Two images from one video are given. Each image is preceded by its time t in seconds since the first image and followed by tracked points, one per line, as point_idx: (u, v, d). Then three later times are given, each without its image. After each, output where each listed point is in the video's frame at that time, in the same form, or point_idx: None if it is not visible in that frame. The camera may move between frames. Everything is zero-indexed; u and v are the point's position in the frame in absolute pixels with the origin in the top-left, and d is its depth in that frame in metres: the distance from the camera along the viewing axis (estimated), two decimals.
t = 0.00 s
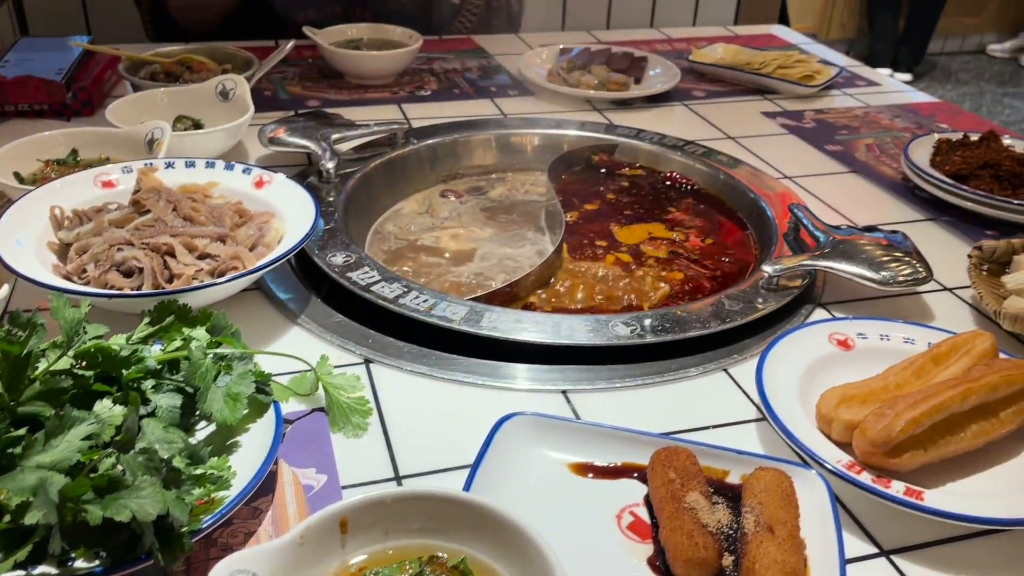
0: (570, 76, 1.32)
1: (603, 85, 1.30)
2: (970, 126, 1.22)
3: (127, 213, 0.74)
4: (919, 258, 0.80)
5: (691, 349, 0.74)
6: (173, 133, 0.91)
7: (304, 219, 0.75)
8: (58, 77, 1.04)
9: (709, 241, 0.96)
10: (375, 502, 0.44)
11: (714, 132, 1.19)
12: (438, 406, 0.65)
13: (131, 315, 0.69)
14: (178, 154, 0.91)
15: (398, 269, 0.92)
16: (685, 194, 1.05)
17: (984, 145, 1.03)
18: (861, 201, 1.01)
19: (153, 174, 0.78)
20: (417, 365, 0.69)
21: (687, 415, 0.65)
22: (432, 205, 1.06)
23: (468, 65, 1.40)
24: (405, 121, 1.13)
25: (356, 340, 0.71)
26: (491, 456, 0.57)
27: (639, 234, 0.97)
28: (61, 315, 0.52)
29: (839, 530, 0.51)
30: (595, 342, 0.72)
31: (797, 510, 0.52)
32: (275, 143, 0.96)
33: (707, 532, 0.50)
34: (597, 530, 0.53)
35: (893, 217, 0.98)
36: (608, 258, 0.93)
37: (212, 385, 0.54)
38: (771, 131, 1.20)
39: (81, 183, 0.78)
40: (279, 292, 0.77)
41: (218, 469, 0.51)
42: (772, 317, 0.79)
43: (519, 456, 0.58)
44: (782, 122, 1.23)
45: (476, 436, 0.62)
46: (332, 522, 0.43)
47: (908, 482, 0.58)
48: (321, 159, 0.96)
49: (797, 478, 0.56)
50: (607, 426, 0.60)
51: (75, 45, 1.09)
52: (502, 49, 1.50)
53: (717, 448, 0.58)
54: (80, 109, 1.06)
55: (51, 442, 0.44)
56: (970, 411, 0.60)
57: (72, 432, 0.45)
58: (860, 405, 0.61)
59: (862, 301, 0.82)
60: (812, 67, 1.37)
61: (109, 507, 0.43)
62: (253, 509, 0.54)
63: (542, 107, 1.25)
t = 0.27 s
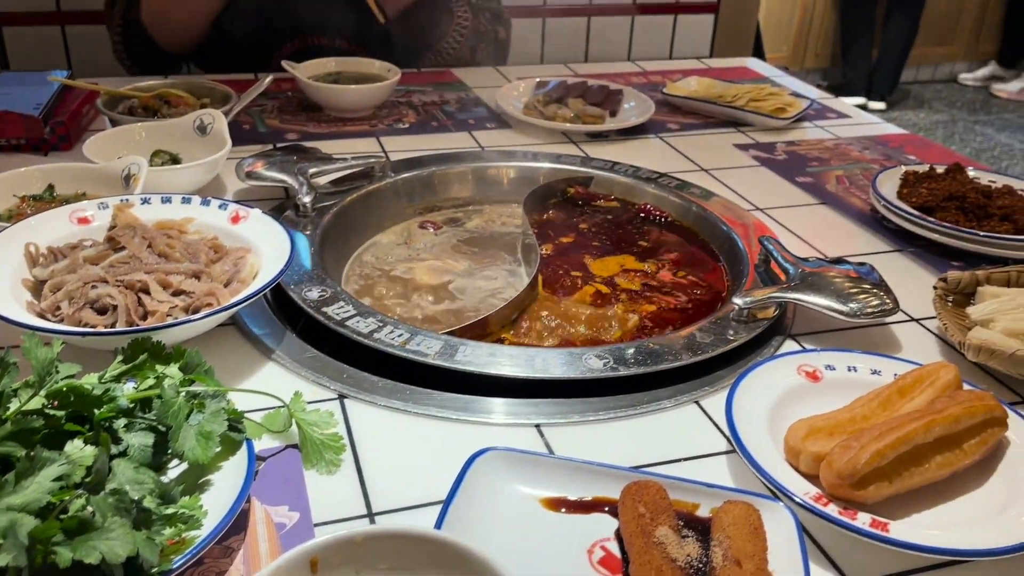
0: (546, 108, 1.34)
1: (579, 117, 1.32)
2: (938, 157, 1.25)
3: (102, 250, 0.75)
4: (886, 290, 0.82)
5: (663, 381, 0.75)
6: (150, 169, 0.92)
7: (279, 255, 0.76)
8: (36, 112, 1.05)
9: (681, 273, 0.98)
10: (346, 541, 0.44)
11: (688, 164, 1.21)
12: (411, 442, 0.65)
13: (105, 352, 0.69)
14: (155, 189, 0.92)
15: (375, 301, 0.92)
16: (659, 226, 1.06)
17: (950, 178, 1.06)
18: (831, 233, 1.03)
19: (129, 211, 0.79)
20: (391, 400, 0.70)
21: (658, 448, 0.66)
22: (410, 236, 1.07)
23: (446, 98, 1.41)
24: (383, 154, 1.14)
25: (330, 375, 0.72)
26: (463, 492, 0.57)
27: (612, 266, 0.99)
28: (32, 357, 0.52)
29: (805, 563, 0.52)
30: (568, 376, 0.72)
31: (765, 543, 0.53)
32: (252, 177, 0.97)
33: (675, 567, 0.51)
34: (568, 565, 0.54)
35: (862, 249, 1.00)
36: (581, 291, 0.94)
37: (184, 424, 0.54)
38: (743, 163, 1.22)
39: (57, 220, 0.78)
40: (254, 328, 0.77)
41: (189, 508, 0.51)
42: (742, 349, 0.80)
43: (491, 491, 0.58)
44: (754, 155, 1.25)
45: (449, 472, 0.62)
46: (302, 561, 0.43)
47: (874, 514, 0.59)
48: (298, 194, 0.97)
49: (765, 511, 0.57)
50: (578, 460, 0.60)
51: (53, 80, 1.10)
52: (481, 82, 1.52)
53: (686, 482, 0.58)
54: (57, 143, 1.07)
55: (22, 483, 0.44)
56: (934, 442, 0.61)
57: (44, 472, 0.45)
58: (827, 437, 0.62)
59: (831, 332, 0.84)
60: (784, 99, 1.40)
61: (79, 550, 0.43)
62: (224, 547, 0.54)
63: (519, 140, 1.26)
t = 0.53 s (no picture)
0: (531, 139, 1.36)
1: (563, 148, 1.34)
2: (915, 188, 1.28)
3: (86, 282, 0.75)
4: (863, 320, 0.83)
5: (644, 411, 0.76)
6: (135, 201, 0.92)
7: (263, 286, 0.76)
8: (23, 144, 1.05)
9: (663, 302, 0.99)
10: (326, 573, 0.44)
11: (670, 195, 1.22)
12: (393, 473, 0.65)
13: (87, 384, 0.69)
14: (141, 221, 0.93)
15: (359, 331, 0.93)
16: (641, 256, 1.08)
17: (926, 210, 1.08)
18: (810, 263, 1.05)
19: (114, 242, 0.79)
20: (374, 430, 0.70)
21: (638, 478, 0.67)
22: (395, 266, 1.07)
23: (432, 129, 1.43)
24: (368, 185, 1.15)
25: (313, 406, 0.72)
26: (444, 523, 0.57)
27: (595, 296, 1.00)
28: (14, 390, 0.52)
29: None
30: (549, 406, 0.73)
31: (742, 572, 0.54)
32: (238, 208, 0.98)
33: None
34: None
35: (840, 279, 1.01)
36: (564, 321, 0.95)
37: (165, 456, 0.54)
38: (724, 194, 1.24)
39: (42, 252, 0.79)
40: (238, 359, 0.78)
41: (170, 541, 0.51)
42: (723, 378, 0.81)
43: (472, 522, 0.58)
44: (735, 186, 1.27)
45: (430, 503, 0.63)
46: None
47: (850, 543, 0.59)
48: (283, 225, 0.97)
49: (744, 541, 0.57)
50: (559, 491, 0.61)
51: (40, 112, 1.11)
52: (467, 114, 1.54)
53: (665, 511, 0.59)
54: (44, 175, 1.07)
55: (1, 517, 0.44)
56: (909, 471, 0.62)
57: (23, 505, 0.45)
58: (804, 467, 0.62)
59: (810, 362, 0.85)
60: (764, 131, 1.42)
61: None
62: None
63: (503, 171, 1.28)
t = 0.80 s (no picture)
0: (525, 173, 1.38)
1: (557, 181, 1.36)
2: (903, 222, 1.30)
3: (84, 315, 0.76)
4: (851, 354, 0.84)
5: (635, 444, 0.76)
6: (134, 235, 0.94)
7: (259, 320, 0.77)
8: (22, 177, 1.07)
9: (654, 334, 1.00)
10: None
11: (662, 229, 1.24)
12: (387, 505, 0.66)
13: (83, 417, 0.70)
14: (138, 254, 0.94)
15: (354, 363, 0.94)
16: (634, 289, 1.09)
17: (913, 244, 1.10)
18: (799, 297, 1.06)
19: (112, 275, 0.80)
20: (368, 463, 0.71)
21: (630, 511, 0.67)
22: (391, 298, 1.08)
23: (427, 162, 1.45)
24: (364, 218, 1.17)
25: (307, 439, 0.73)
26: (437, 555, 0.57)
27: (587, 328, 1.01)
28: (12, 422, 0.53)
29: None
30: (542, 439, 0.74)
31: None
32: (234, 241, 0.99)
33: None
34: None
35: (829, 312, 1.03)
36: (557, 353, 0.96)
37: (161, 488, 0.55)
38: (715, 228, 1.26)
39: (40, 285, 0.80)
40: (234, 392, 0.78)
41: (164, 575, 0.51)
42: (713, 412, 0.82)
43: (465, 555, 0.59)
44: (726, 220, 1.29)
45: (423, 535, 0.63)
46: None
47: None
48: (279, 258, 0.99)
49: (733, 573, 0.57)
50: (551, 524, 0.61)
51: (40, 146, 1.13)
52: (462, 147, 1.56)
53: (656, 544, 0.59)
54: (43, 207, 1.09)
55: None
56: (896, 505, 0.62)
57: (21, 538, 0.45)
58: (792, 500, 0.63)
59: (799, 395, 0.86)
60: (754, 166, 1.45)
61: None
62: None
63: (498, 204, 1.30)
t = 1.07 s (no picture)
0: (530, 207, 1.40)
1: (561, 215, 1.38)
2: (905, 257, 1.31)
3: (96, 346, 0.77)
4: (855, 389, 0.85)
5: (640, 478, 0.77)
6: (145, 266, 0.95)
7: (268, 352, 0.79)
8: (36, 209, 1.09)
9: (658, 368, 1.01)
10: None
11: (666, 263, 1.26)
12: (393, 539, 0.66)
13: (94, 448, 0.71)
14: (150, 286, 0.95)
15: (362, 393, 0.94)
16: (638, 322, 1.10)
17: (915, 279, 1.11)
18: (803, 331, 1.07)
19: (124, 307, 0.82)
20: (375, 496, 0.71)
21: (635, 545, 0.68)
22: (398, 329, 1.09)
23: (434, 196, 1.47)
24: (371, 251, 1.18)
25: (315, 471, 0.73)
26: None
27: (591, 361, 1.02)
28: (27, 452, 0.53)
29: None
30: (547, 472, 0.74)
31: None
32: (244, 273, 1.00)
33: None
34: None
35: (832, 347, 1.03)
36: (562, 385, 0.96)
37: (171, 520, 0.56)
38: (718, 262, 1.27)
39: (54, 317, 0.81)
40: (242, 423, 0.79)
41: None
42: (718, 446, 0.82)
43: None
44: (730, 254, 1.30)
45: (430, 569, 0.63)
46: None
47: None
48: (288, 291, 1.00)
49: None
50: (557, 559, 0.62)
51: (54, 178, 1.15)
52: (468, 181, 1.58)
53: None
54: (55, 238, 1.10)
55: None
56: (899, 542, 0.63)
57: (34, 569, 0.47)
58: (796, 535, 0.64)
59: (802, 430, 0.87)
60: (757, 201, 1.46)
61: None
62: None
63: (503, 237, 1.31)
